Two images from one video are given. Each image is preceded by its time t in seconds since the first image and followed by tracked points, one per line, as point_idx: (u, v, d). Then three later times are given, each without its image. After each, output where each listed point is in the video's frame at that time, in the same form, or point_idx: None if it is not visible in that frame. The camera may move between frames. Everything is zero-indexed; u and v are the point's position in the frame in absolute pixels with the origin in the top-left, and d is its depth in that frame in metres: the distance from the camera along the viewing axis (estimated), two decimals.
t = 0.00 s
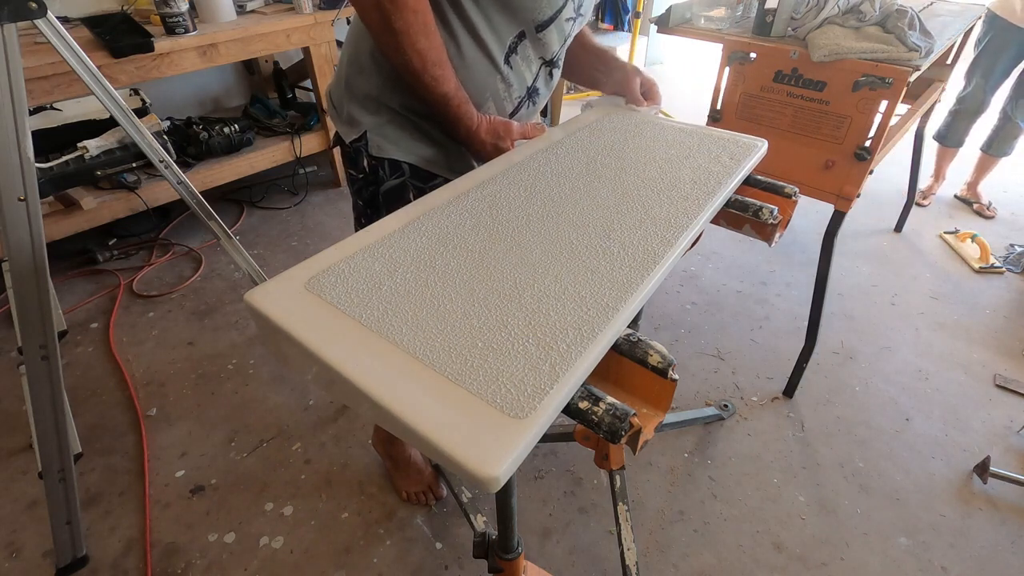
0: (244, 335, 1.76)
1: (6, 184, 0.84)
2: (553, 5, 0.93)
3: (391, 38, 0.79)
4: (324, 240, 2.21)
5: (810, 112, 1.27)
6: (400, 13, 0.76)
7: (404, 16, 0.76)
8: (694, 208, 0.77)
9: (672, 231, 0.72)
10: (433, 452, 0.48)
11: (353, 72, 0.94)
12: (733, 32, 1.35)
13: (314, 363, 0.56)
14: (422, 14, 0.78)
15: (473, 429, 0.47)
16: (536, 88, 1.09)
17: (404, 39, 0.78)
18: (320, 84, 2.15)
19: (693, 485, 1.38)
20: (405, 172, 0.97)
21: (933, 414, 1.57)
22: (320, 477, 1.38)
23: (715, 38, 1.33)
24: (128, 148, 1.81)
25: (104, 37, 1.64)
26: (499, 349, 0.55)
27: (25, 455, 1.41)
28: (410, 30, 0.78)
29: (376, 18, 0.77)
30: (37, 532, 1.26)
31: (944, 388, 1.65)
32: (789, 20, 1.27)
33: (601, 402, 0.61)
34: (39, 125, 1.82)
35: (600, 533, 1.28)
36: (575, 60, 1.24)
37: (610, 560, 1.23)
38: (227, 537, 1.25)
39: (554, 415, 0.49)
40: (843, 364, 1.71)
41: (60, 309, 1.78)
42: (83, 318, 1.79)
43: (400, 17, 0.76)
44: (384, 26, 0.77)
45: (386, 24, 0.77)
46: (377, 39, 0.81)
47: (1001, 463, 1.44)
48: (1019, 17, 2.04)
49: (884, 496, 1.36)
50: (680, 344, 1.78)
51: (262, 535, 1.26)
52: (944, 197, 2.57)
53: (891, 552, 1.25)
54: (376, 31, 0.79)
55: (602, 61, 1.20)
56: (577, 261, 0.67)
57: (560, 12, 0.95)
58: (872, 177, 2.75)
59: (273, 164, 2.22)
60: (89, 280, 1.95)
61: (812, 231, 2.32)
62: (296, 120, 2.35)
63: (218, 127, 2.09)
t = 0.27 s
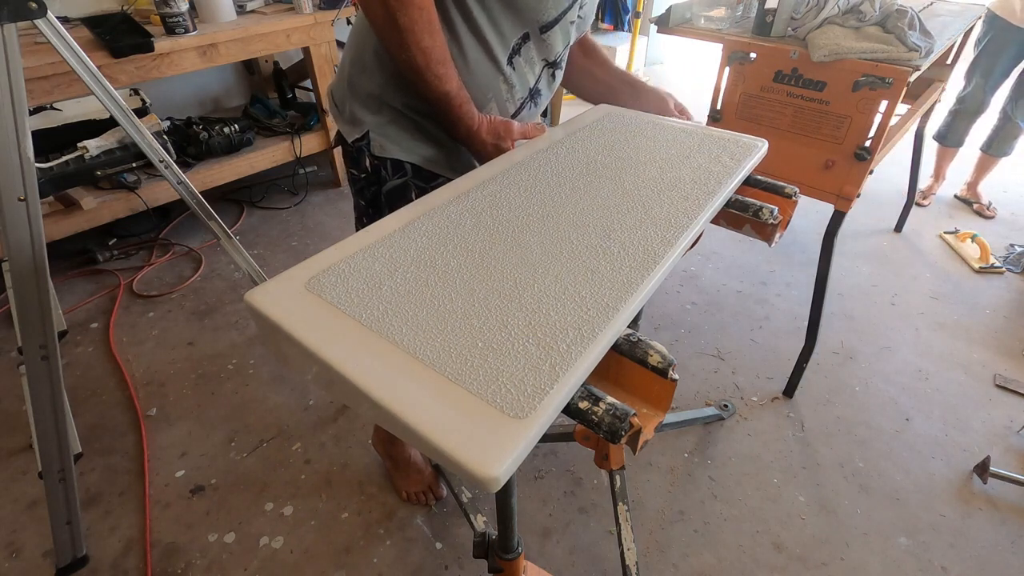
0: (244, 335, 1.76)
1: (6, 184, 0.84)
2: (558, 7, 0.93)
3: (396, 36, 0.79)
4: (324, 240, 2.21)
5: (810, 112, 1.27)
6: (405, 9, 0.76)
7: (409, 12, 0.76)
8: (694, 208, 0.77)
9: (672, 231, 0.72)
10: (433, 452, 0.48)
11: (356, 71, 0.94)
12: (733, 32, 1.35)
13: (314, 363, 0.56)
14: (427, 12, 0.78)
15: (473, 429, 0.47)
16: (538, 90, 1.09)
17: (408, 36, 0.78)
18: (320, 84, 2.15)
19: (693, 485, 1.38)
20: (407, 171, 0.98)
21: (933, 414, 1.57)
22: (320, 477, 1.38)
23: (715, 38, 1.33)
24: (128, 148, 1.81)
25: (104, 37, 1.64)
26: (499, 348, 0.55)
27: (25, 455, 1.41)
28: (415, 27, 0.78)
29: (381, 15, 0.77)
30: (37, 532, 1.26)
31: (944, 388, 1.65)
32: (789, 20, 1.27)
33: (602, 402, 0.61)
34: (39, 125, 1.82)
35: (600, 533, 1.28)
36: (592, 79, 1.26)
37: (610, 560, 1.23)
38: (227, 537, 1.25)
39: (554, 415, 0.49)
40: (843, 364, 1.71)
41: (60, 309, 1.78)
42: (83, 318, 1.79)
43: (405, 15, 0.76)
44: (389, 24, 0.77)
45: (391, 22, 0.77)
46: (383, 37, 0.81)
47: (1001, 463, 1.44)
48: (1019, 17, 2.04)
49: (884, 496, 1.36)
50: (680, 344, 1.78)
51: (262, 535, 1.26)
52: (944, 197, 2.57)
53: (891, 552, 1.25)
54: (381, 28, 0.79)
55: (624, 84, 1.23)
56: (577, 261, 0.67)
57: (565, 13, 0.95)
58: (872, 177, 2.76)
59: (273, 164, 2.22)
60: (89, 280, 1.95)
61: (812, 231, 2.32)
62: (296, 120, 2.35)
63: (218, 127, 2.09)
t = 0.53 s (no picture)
0: (244, 335, 1.76)
1: (6, 184, 0.84)
2: (561, 10, 0.93)
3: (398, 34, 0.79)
4: (324, 240, 2.21)
5: (810, 112, 1.27)
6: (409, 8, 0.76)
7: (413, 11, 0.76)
8: (694, 208, 0.77)
9: (672, 231, 0.72)
10: (433, 452, 0.48)
11: (358, 70, 0.94)
12: (733, 32, 1.35)
13: (314, 363, 0.56)
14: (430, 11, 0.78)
15: (473, 429, 0.47)
16: (540, 91, 1.09)
17: (411, 35, 0.78)
18: (320, 84, 2.15)
19: (693, 485, 1.38)
20: (408, 172, 0.98)
21: (933, 414, 1.57)
22: (320, 477, 1.38)
23: (715, 38, 1.33)
24: (128, 148, 1.81)
25: (104, 37, 1.64)
26: (499, 349, 0.55)
27: (25, 455, 1.41)
28: (418, 26, 0.78)
29: (385, 14, 0.78)
30: (37, 532, 1.26)
31: (944, 388, 1.65)
32: (789, 20, 1.27)
33: (601, 402, 0.61)
34: (39, 125, 1.82)
35: (600, 533, 1.28)
36: (599, 84, 1.26)
37: (610, 559, 1.23)
38: (227, 537, 1.25)
39: (554, 414, 0.49)
40: (843, 364, 1.71)
41: (60, 309, 1.78)
42: (83, 318, 1.79)
43: (408, 14, 0.76)
44: (392, 23, 0.78)
45: (394, 20, 0.77)
46: (386, 37, 0.81)
47: (1001, 463, 1.44)
48: (1019, 17, 2.04)
49: (884, 496, 1.36)
50: (680, 344, 1.78)
51: (262, 535, 1.26)
52: (944, 197, 2.57)
53: (891, 552, 1.25)
54: (384, 27, 0.79)
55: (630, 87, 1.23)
56: (577, 261, 0.67)
57: (568, 17, 0.95)
58: (872, 177, 2.76)
59: (273, 164, 2.22)
60: (89, 280, 1.95)
61: (812, 231, 2.32)
62: (296, 120, 2.35)
63: (218, 127, 2.09)
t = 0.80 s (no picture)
0: (244, 335, 1.76)
1: (6, 184, 0.84)
2: (563, 12, 0.94)
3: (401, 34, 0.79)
4: (324, 240, 2.21)
5: (810, 112, 1.27)
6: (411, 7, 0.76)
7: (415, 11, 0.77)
8: (693, 208, 0.77)
9: (672, 231, 0.72)
10: (433, 452, 0.48)
11: (361, 70, 0.94)
12: (733, 32, 1.35)
13: (314, 363, 0.56)
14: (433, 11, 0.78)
15: (473, 429, 0.47)
16: (542, 92, 1.09)
17: (414, 35, 0.78)
18: (320, 84, 2.16)
19: (693, 485, 1.38)
20: (410, 172, 0.98)
21: (933, 414, 1.57)
22: (320, 477, 1.38)
23: (715, 38, 1.33)
24: (128, 148, 1.81)
25: (104, 37, 1.64)
26: (499, 349, 0.55)
27: (25, 455, 1.41)
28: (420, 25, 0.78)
29: (387, 14, 0.78)
30: (37, 532, 1.26)
31: (944, 388, 1.65)
32: (789, 20, 1.27)
33: (602, 402, 0.61)
34: (39, 125, 1.82)
35: (600, 533, 1.28)
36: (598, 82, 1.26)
37: (610, 559, 1.23)
38: (227, 537, 1.25)
39: (554, 414, 0.49)
40: (843, 364, 1.71)
41: (60, 309, 1.78)
42: (83, 318, 1.79)
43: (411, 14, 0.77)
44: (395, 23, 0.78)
45: (396, 20, 0.77)
46: (388, 37, 0.81)
47: (1001, 463, 1.44)
48: (1019, 17, 2.04)
49: (884, 496, 1.36)
50: (680, 344, 1.78)
51: (262, 535, 1.26)
52: (944, 197, 2.57)
53: (891, 552, 1.25)
54: (387, 27, 0.80)
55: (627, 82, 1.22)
56: (577, 261, 0.67)
57: (570, 19, 0.96)
58: (872, 177, 2.76)
59: (273, 164, 2.22)
60: (89, 280, 1.95)
61: (812, 231, 2.32)
62: (296, 120, 2.35)
63: (218, 127, 2.09)
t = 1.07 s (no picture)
0: (244, 335, 1.76)
1: (6, 184, 0.84)
2: (564, 12, 0.94)
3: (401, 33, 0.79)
4: (324, 240, 2.21)
5: (810, 112, 1.27)
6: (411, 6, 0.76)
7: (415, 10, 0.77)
8: (694, 208, 0.76)
9: (672, 231, 0.72)
10: (433, 452, 0.48)
11: (362, 70, 0.94)
12: (733, 32, 1.35)
13: (314, 363, 0.57)
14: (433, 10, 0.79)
15: (473, 429, 0.47)
16: (541, 93, 1.09)
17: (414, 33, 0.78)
18: (320, 84, 2.16)
19: (693, 485, 1.38)
20: (409, 172, 0.98)
21: (933, 414, 1.57)
22: (320, 477, 1.38)
23: (715, 38, 1.33)
24: (128, 148, 1.81)
25: (104, 37, 1.64)
26: (499, 348, 0.55)
27: (25, 455, 1.41)
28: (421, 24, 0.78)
29: (388, 13, 0.78)
30: (37, 532, 1.26)
31: (944, 388, 1.65)
32: (790, 20, 1.27)
33: (601, 402, 0.61)
34: (39, 125, 1.82)
35: (600, 533, 1.28)
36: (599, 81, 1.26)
37: (610, 559, 1.23)
38: (227, 537, 1.25)
39: (554, 414, 0.49)
40: (843, 364, 1.71)
41: (60, 309, 1.78)
42: (83, 318, 1.79)
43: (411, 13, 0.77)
44: (395, 22, 0.78)
45: (396, 19, 0.78)
46: (388, 36, 0.81)
47: (1001, 463, 1.44)
48: (1019, 17, 2.04)
49: (884, 495, 1.36)
50: (680, 344, 1.78)
51: (262, 535, 1.26)
52: (944, 197, 2.57)
53: (891, 552, 1.25)
54: (387, 26, 0.80)
55: (639, 84, 1.22)
56: (577, 261, 0.67)
57: (571, 19, 0.96)
58: (872, 177, 2.76)
59: (273, 164, 2.22)
60: (89, 280, 1.95)
61: (812, 231, 2.32)
62: (296, 120, 2.35)
63: (218, 127, 2.09)
